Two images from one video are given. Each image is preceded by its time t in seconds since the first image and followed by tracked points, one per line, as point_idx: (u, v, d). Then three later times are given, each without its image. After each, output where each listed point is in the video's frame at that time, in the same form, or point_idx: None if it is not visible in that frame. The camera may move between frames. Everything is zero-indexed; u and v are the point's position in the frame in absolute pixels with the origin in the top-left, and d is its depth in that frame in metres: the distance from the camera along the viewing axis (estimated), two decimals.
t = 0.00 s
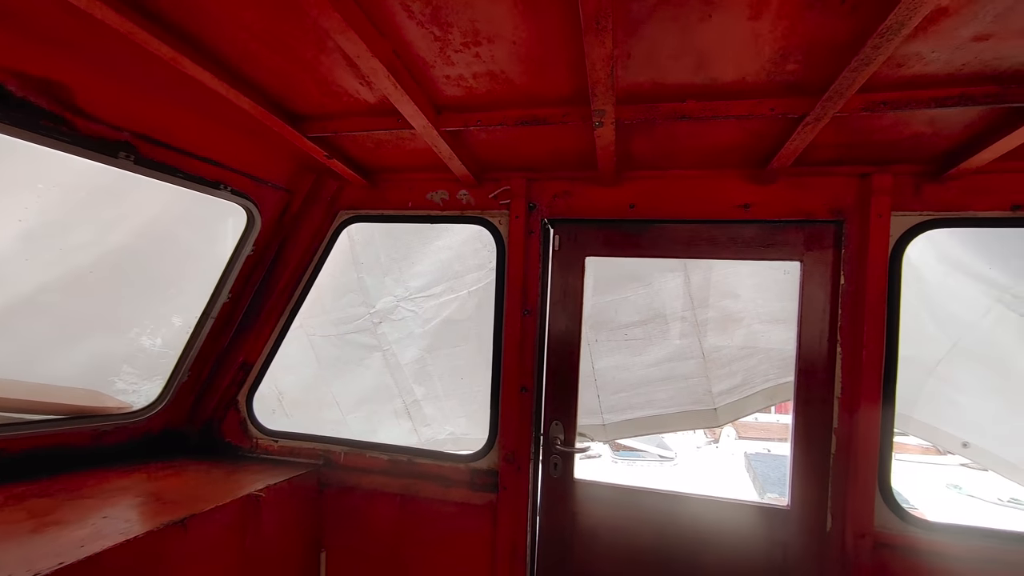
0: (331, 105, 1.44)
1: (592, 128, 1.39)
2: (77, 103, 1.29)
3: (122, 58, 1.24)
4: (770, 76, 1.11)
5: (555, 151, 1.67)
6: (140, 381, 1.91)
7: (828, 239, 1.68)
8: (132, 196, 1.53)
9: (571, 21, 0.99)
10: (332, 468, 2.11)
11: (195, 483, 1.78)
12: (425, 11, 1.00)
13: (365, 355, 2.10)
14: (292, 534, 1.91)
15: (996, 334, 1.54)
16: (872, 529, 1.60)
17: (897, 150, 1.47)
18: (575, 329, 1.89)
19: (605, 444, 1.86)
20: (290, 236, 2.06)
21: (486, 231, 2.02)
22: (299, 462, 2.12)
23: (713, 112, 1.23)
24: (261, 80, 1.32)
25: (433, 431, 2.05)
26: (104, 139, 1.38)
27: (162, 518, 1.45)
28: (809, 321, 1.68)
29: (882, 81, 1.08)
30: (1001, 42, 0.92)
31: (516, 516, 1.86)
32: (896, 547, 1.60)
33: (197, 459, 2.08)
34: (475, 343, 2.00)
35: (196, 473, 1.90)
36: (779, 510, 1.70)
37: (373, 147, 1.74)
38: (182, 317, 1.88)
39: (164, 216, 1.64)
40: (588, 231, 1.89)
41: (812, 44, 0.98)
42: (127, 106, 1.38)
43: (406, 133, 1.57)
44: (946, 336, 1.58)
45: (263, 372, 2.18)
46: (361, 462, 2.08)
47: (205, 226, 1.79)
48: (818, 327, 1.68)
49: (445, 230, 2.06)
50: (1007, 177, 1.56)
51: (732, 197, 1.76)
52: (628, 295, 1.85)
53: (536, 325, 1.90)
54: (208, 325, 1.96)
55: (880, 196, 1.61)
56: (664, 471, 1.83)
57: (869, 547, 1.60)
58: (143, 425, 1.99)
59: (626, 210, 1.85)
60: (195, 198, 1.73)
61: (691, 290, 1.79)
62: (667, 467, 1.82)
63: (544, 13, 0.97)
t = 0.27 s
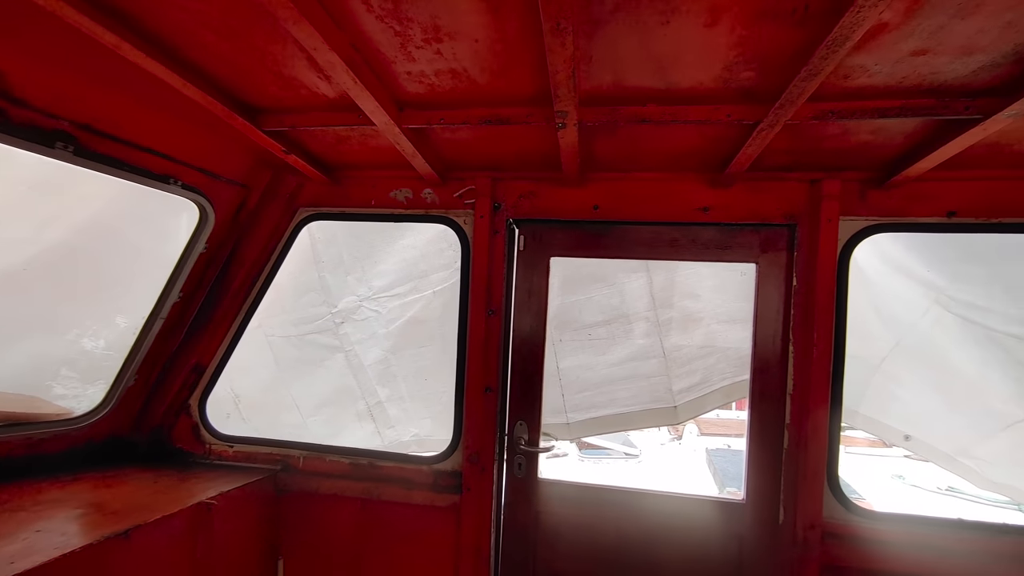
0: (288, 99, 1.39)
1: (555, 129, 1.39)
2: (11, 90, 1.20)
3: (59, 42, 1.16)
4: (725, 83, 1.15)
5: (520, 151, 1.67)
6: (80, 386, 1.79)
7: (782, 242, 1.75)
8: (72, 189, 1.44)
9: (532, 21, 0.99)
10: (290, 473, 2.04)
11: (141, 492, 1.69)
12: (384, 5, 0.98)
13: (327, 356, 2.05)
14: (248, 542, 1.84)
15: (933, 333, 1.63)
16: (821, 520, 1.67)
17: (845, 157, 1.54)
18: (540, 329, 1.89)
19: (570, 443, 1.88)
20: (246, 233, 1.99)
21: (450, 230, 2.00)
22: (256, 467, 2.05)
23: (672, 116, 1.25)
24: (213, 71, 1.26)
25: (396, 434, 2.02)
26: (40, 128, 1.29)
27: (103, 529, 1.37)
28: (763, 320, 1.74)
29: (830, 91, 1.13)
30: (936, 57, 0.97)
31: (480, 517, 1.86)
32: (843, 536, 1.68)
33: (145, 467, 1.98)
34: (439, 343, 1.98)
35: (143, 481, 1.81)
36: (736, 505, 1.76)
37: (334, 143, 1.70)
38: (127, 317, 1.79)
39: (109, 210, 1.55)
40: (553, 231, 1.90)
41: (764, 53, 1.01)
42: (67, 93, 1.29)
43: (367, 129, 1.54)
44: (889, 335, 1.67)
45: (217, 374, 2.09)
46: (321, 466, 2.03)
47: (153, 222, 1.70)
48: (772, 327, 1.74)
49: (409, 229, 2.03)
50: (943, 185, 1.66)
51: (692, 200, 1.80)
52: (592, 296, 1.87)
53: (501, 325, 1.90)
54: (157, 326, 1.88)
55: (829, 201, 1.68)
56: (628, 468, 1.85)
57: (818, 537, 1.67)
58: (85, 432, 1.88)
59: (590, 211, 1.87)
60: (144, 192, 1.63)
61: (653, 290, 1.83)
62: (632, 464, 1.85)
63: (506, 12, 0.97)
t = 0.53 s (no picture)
0: (243, 91, 1.35)
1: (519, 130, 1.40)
2: None
3: None
4: (683, 89, 1.18)
5: (484, 151, 1.67)
6: (13, 390, 1.68)
7: (737, 245, 1.81)
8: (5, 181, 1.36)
9: (494, 22, 0.99)
10: (246, 478, 1.98)
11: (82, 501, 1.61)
12: None
13: (286, 357, 1.99)
14: (198, 551, 1.77)
15: (875, 331, 1.74)
16: (772, 512, 1.74)
17: (795, 164, 1.61)
18: (504, 329, 1.90)
19: (536, 442, 1.89)
20: (199, 229, 1.91)
21: (414, 229, 1.98)
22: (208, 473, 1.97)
23: (633, 120, 1.28)
24: (161, 59, 1.21)
25: (358, 435, 1.98)
26: None
27: (36, 543, 1.30)
28: (720, 320, 1.80)
29: (781, 100, 1.17)
30: (876, 72, 1.03)
31: (444, 518, 1.85)
32: (794, 526, 1.76)
33: (86, 475, 1.87)
34: (402, 343, 1.96)
35: (83, 489, 1.72)
36: (695, 499, 1.81)
37: (293, 138, 1.65)
38: (66, 317, 1.69)
39: (43, 204, 1.46)
40: (518, 231, 1.91)
41: (719, 62, 1.05)
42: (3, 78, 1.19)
43: (328, 125, 1.50)
44: (836, 334, 1.76)
45: (167, 376, 2.00)
46: (279, 470, 1.97)
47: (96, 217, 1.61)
48: (727, 327, 1.80)
49: (372, 227, 1.99)
50: (884, 193, 1.75)
51: (653, 203, 1.84)
52: (556, 296, 1.89)
53: (465, 325, 1.89)
54: (101, 326, 1.78)
55: (781, 206, 1.76)
56: (595, 465, 1.87)
57: (770, 528, 1.74)
58: (19, 439, 1.77)
59: (554, 212, 1.89)
60: (85, 184, 1.55)
61: (615, 290, 1.86)
62: (598, 461, 1.87)
63: (468, 12, 0.97)
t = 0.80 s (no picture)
0: (196, 81, 1.30)
1: (482, 130, 1.40)
2: None
3: None
4: (642, 94, 1.21)
5: (449, 149, 1.67)
6: None
7: (695, 246, 1.87)
8: None
9: (455, 21, 0.99)
10: (199, 482, 1.90)
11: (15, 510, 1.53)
12: None
13: (242, 357, 1.93)
14: (145, 559, 1.69)
15: (822, 329, 1.84)
16: (725, 503, 1.81)
17: (749, 170, 1.68)
18: (469, 327, 1.90)
19: (500, 440, 1.90)
20: (148, 224, 1.82)
21: (377, 227, 1.95)
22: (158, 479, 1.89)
23: (594, 123, 1.30)
24: (104, 45, 1.14)
25: (319, 436, 1.94)
26: None
27: None
28: (678, 319, 1.86)
29: (734, 108, 1.22)
30: (820, 85, 1.09)
31: (406, 518, 1.83)
32: (746, 516, 1.83)
33: (21, 484, 1.76)
34: (365, 343, 1.93)
35: (18, 498, 1.62)
36: (655, 493, 1.86)
37: (249, 131, 1.60)
38: None
39: None
40: (483, 230, 1.91)
41: (675, 70, 1.08)
42: None
43: (286, 119, 1.47)
44: (786, 332, 1.85)
45: (113, 378, 1.90)
46: (235, 474, 1.91)
47: (33, 211, 1.51)
48: (685, 326, 1.86)
49: (334, 224, 1.96)
50: (831, 199, 1.85)
51: (615, 204, 1.88)
52: (521, 295, 1.90)
53: (429, 324, 1.88)
54: (38, 325, 1.68)
55: (735, 209, 1.83)
56: (560, 462, 1.90)
57: (723, 519, 1.81)
58: None
59: (519, 212, 1.90)
60: (21, 176, 1.45)
61: (578, 290, 1.89)
62: (563, 458, 1.90)
63: (429, 11, 0.96)
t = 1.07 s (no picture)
0: (149, 73, 1.24)
1: (450, 131, 1.41)
2: None
3: None
4: (606, 101, 1.24)
5: (415, 149, 1.66)
6: None
7: (656, 249, 1.94)
8: None
9: (423, 23, 0.99)
10: (151, 491, 1.82)
11: None
12: None
13: (198, 359, 1.86)
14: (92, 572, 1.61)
15: (772, 329, 1.95)
16: (684, 496, 1.87)
17: (707, 176, 1.75)
18: (435, 328, 1.90)
19: (467, 440, 1.91)
20: (95, 220, 1.73)
21: (342, 225, 1.92)
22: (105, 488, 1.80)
23: (560, 128, 1.33)
24: (47, 31, 1.08)
25: (280, 440, 1.89)
26: None
27: None
28: (640, 319, 1.92)
29: (693, 118, 1.28)
30: (771, 98, 1.15)
31: (370, 521, 1.81)
32: (703, 508, 1.89)
33: None
34: (328, 343, 1.90)
35: None
36: (617, 489, 1.92)
37: (207, 125, 1.55)
38: None
39: None
40: (450, 230, 1.91)
41: (637, 79, 1.12)
42: None
43: (247, 114, 1.43)
44: (741, 331, 1.95)
45: (55, 383, 1.79)
46: (190, 480, 1.84)
47: None
48: (647, 326, 1.92)
49: (296, 223, 1.91)
50: (782, 205, 1.95)
51: (580, 207, 1.92)
52: (488, 295, 1.92)
53: (395, 324, 1.87)
54: None
55: (694, 214, 1.90)
56: (525, 461, 1.93)
57: (682, 511, 1.87)
58: None
59: (486, 213, 1.91)
60: None
61: (544, 290, 1.92)
62: (528, 456, 1.93)
63: (397, 12, 0.96)
